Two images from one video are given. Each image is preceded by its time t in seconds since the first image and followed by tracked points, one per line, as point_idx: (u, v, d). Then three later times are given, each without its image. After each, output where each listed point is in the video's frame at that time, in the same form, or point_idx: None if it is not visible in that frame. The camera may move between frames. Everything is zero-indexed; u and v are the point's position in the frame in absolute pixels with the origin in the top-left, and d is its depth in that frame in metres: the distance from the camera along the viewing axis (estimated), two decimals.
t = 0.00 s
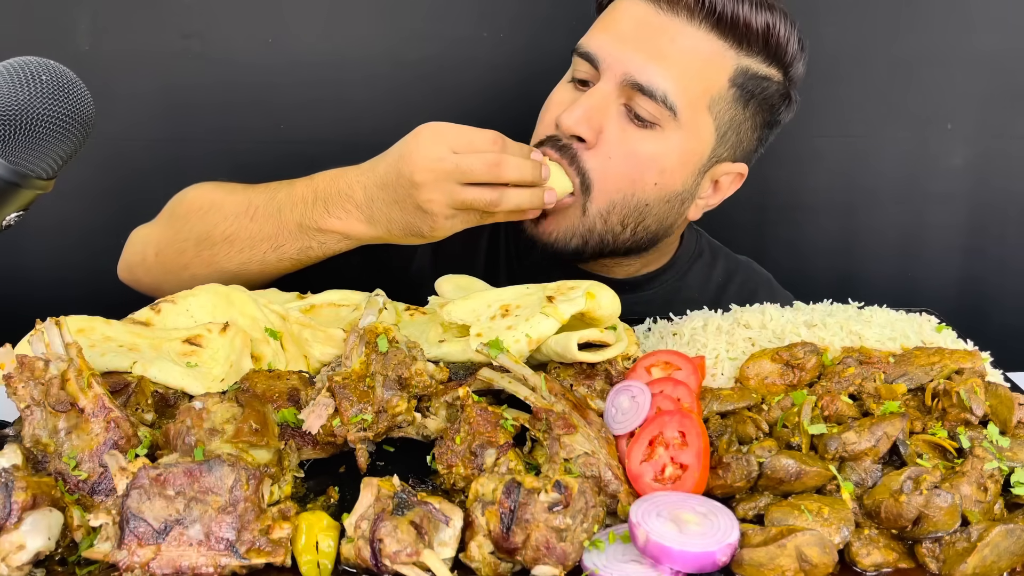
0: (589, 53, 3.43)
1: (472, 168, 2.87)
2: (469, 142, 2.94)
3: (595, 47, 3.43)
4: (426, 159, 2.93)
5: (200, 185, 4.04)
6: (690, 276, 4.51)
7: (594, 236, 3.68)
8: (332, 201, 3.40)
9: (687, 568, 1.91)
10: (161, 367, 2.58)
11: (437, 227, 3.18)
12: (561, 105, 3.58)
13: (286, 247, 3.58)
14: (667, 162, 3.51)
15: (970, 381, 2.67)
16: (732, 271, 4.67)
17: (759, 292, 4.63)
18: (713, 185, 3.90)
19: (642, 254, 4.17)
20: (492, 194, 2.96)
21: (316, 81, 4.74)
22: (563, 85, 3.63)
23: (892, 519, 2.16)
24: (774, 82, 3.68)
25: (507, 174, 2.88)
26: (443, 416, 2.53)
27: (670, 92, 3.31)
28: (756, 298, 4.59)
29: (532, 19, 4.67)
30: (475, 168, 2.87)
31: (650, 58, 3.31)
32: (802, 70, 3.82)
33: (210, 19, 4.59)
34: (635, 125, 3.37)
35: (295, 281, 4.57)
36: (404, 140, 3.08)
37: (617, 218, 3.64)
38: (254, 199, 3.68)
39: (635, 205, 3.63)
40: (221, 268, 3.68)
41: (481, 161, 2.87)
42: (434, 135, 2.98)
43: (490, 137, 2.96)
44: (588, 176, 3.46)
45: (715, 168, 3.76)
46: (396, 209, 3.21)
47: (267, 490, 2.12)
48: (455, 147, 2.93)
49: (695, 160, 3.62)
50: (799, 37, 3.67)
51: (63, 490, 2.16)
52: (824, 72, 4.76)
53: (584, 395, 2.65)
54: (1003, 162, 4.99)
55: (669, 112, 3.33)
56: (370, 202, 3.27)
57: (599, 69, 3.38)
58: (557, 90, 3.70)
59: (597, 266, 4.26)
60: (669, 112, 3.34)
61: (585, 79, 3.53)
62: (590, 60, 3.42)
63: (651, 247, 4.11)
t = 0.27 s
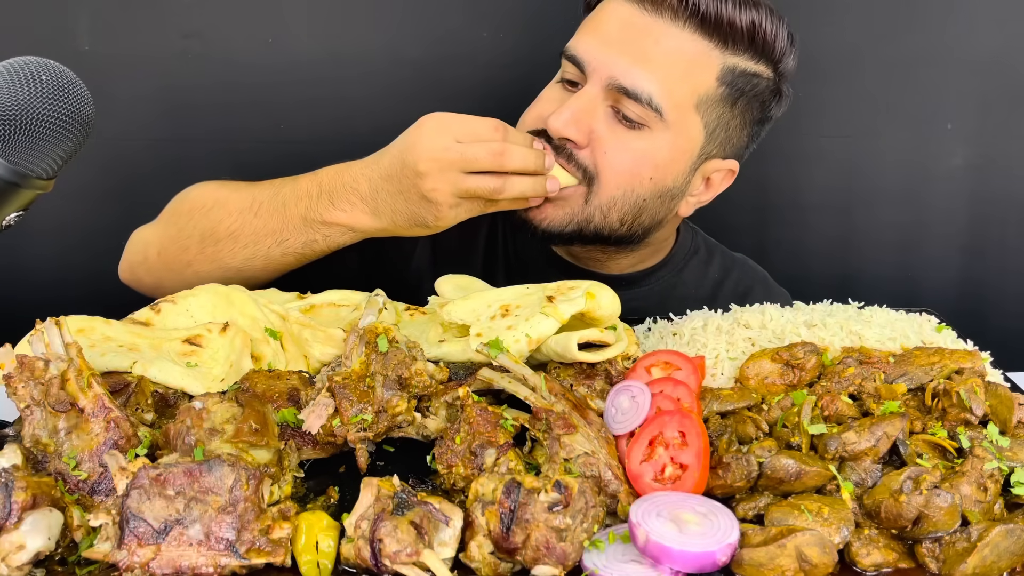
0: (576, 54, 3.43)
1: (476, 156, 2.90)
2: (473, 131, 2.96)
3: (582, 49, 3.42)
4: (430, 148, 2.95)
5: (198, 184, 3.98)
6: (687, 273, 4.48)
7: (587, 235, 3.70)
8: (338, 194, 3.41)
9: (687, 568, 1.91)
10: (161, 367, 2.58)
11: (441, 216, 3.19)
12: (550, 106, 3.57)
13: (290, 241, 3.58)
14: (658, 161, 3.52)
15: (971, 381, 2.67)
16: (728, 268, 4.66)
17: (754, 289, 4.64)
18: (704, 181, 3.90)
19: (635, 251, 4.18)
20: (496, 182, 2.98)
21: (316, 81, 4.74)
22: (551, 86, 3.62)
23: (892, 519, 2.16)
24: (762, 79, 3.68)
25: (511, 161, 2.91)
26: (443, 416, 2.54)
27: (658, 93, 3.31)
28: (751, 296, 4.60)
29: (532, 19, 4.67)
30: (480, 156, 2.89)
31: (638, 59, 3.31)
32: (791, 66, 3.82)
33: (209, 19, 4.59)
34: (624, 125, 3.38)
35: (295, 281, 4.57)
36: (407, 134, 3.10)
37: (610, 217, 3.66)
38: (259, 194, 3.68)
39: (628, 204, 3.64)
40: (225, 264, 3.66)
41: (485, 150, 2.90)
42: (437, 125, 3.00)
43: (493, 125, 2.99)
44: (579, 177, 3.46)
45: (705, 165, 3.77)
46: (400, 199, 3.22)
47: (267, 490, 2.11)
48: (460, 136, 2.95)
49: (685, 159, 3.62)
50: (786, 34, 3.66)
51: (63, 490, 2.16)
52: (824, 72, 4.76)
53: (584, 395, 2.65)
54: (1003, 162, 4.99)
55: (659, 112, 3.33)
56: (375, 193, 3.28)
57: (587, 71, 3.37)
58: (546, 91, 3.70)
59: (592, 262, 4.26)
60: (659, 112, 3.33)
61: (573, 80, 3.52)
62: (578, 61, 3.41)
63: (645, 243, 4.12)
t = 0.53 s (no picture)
0: (577, 53, 3.42)
1: (464, 167, 2.90)
2: (461, 138, 2.93)
3: (582, 48, 3.42)
4: (420, 155, 2.95)
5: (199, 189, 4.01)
6: (685, 271, 4.49)
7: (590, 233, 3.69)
8: (325, 201, 3.41)
9: (687, 568, 1.91)
10: (161, 367, 2.58)
11: (428, 223, 3.20)
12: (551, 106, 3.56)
13: (279, 247, 3.58)
14: (659, 160, 3.53)
15: (970, 381, 2.67)
16: (725, 266, 4.66)
17: (751, 287, 4.64)
18: (704, 178, 3.91)
19: (635, 251, 4.17)
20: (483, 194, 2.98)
21: (316, 81, 4.74)
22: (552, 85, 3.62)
23: (892, 519, 2.16)
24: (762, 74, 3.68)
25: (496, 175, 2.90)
26: (443, 416, 2.54)
27: (659, 91, 3.31)
28: (748, 294, 4.61)
29: (531, 19, 4.68)
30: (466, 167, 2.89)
31: (639, 56, 3.31)
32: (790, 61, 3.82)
33: (209, 20, 4.60)
34: (626, 122, 3.38)
35: (295, 281, 4.57)
36: (398, 137, 3.08)
37: (612, 214, 3.65)
38: (249, 201, 3.69)
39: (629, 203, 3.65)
40: (215, 270, 3.66)
41: (473, 161, 2.89)
42: (428, 130, 2.98)
43: (482, 130, 2.94)
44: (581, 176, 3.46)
45: (706, 161, 3.76)
46: (387, 204, 3.21)
47: (267, 490, 2.11)
48: (448, 144, 2.92)
49: (686, 155, 3.63)
50: (784, 29, 3.67)
51: (63, 490, 2.16)
52: (823, 73, 4.76)
53: (584, 395, 2.65)
54: (1003, 162, 4.99)
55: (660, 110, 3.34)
56: (362, 199, 3.28)
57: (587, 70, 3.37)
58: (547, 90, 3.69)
59: (591, 265, 4.26)
60: (660, 110, 3.34)
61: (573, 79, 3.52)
62: (578, 60, 3.41)
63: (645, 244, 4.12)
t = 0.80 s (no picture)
0: (571, 56, 3.42)
1: (461, 159, 2.88)
2: (456, 129, 2.92)
3: (576, 50, 3.41)
4: (418, 152, 2.94)
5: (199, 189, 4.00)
6: (685, 271, 4.49)
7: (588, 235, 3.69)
8: (328, 200, 3.41)
9: (687, 568, 1.91)
10: (161, 367, 2.58)
11: (427, 221, 3.18)
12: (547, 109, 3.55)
13: (282, 247, 3.58)
14: (656, 160, 3.53)
15: (970, 382, 2.67)
16: (725, 266, 4.66)
17: (750, 287, 4.65)
18: (701, 176, 3.91)
19: (634, 247, 4.17)
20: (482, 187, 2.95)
21: (316, 81, 4.74)
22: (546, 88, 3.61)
23: (892, 519, 2.16)
24: (756, 73, 3.69)
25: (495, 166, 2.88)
26: (443, 416, 2.54)
27: (655, 92, 3.31)
28: (748, 294, 4.61)
29: (531, 19, 4.67)
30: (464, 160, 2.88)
31: (633, 58, 3.31)
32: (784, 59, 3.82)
33: (210, 20, 4.59)
34: (621, 124, 3.38)
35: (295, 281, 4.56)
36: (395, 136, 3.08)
37: (610, 216, 3.65)
38: (251, 200, 3.70)
39: (627, 204, 3.65)
40: (217, 269, 3.66)
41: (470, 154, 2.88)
42: (423, 126, 2.98)
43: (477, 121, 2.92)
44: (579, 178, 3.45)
45: (702, 160, 3.77)
46: (385, 203, 3.21)
47: (267, 490, 2.11)
48: (445, 137, 2.93)
49: (682, 156, 3.63)
50: (776, 27, 3.67)
51: (63, 490, 2.16)
52: (823, 72, 4.76)
53: (584, 395, 2.65)
54: (1003, 162, 4.99)
55: (656, 111, 3.34)
56: (364, 198, 3.27)
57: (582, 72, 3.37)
58: (542, 93, 3.68)
59: (590, 260, 4.25)
60: (656, 111, 3.34)
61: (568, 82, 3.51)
62: (572, 63, 3.40)
63: (643, 240, 4.12)
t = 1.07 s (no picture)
0: (572, 54, 3.43)
1: (459, 170, 2.88)
2: (457, 136, 2.90)
3: (577, 50, 3.41)
4: (417, 157, 2.92)
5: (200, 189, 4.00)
6: (684, 270, 4.49)
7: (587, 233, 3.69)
8: (331, 202, 3.40)
9: (687, 568, 1.91)
10: (161, 367, 2.58)
11: (427, 223, 3.16)
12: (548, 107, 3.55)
13: (284, 247, 3.59)
14: (657, 160, 3.53)
15: (970, 382, 2.67)
16: (724, 266, 4.67)
17: (749, 286, 4.66)
18: (701, 177, 3.89)
19: (634, 247, 4.17)
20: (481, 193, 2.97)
21: (316, 81, 4.74)
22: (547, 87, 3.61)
23: (892, 519, 2.16)
24: (756, 74, 3.68)
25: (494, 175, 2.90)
26: (443, 416, 2.54)
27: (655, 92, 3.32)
28: (747, 293, 4.62)
29: (531, 19, 4.67)
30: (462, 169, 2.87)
31: (633, 57, 3.31)
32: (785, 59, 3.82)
33: (210, 20, 4.59)
34: (622, 122, 3.38)
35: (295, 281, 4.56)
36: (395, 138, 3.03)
37: (610, 215, 3.65)
38: (254, 201, 3.69)
39: (627, 203, 3.65)
40: (220, 269, 3.67)
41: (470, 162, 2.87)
42: (424, 130, 2.95)
43: (479, 128, 2.91)
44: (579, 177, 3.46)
45: (701, 161, 3.76)
46: (388, 206, 3.19)
47: (267, 490, 2.11)
48: (446, 143, 2.90)
49: (682, 156, 3.63)
50: (778, 28, 3.65)
51: (63, 490, 2.16)
52: (823, 72, 4.76)
53: (584, 395, 2.65)
54: (1003, 162, 4.99)
55: (656, 110, 3.34)
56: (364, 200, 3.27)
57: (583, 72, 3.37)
58: (542, 92, 3.68)
59: (590, 261, 4.24)
60: (656, 111, 3.35)
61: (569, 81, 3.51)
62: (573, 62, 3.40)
63: (643, 240, 4.12)
